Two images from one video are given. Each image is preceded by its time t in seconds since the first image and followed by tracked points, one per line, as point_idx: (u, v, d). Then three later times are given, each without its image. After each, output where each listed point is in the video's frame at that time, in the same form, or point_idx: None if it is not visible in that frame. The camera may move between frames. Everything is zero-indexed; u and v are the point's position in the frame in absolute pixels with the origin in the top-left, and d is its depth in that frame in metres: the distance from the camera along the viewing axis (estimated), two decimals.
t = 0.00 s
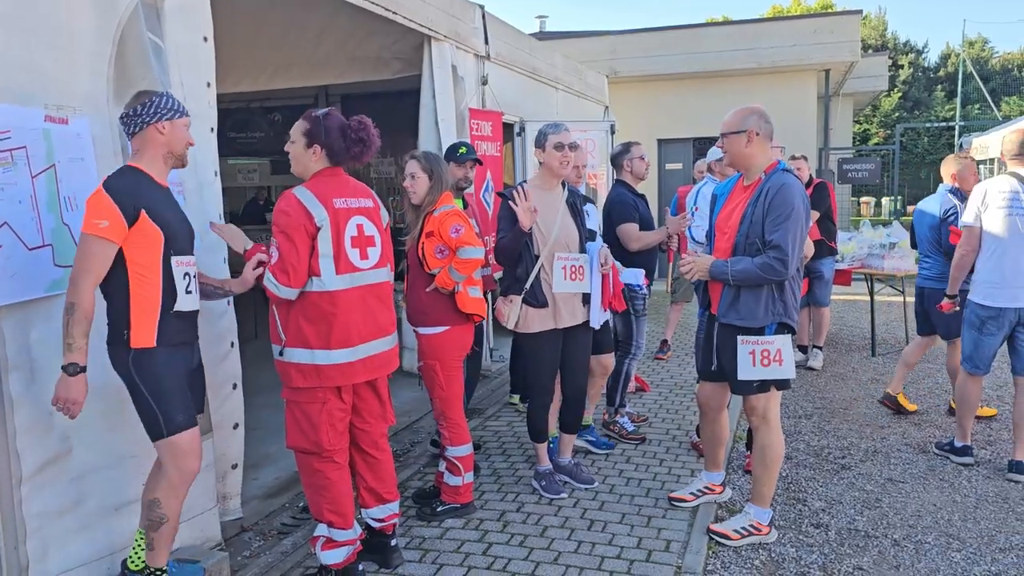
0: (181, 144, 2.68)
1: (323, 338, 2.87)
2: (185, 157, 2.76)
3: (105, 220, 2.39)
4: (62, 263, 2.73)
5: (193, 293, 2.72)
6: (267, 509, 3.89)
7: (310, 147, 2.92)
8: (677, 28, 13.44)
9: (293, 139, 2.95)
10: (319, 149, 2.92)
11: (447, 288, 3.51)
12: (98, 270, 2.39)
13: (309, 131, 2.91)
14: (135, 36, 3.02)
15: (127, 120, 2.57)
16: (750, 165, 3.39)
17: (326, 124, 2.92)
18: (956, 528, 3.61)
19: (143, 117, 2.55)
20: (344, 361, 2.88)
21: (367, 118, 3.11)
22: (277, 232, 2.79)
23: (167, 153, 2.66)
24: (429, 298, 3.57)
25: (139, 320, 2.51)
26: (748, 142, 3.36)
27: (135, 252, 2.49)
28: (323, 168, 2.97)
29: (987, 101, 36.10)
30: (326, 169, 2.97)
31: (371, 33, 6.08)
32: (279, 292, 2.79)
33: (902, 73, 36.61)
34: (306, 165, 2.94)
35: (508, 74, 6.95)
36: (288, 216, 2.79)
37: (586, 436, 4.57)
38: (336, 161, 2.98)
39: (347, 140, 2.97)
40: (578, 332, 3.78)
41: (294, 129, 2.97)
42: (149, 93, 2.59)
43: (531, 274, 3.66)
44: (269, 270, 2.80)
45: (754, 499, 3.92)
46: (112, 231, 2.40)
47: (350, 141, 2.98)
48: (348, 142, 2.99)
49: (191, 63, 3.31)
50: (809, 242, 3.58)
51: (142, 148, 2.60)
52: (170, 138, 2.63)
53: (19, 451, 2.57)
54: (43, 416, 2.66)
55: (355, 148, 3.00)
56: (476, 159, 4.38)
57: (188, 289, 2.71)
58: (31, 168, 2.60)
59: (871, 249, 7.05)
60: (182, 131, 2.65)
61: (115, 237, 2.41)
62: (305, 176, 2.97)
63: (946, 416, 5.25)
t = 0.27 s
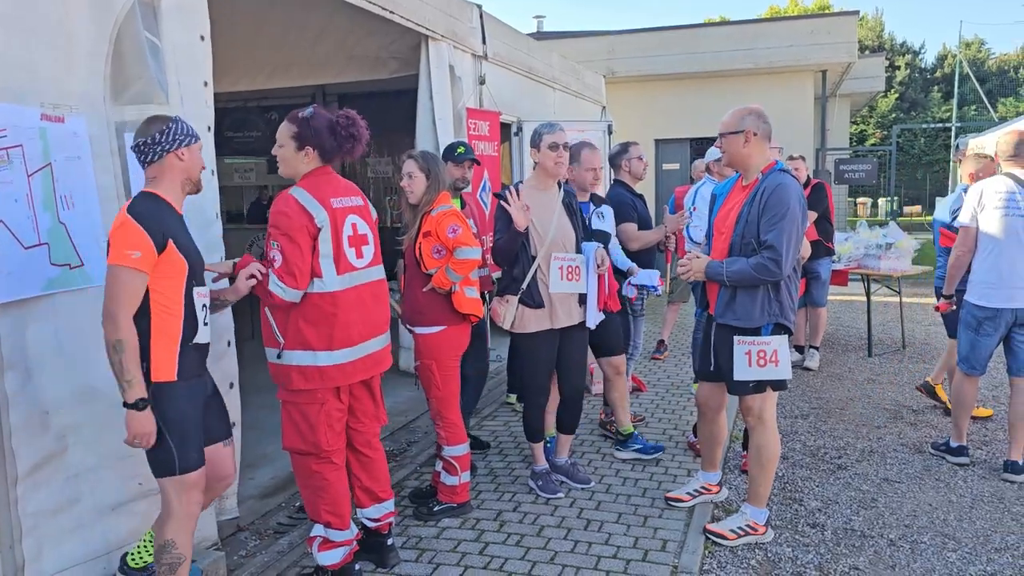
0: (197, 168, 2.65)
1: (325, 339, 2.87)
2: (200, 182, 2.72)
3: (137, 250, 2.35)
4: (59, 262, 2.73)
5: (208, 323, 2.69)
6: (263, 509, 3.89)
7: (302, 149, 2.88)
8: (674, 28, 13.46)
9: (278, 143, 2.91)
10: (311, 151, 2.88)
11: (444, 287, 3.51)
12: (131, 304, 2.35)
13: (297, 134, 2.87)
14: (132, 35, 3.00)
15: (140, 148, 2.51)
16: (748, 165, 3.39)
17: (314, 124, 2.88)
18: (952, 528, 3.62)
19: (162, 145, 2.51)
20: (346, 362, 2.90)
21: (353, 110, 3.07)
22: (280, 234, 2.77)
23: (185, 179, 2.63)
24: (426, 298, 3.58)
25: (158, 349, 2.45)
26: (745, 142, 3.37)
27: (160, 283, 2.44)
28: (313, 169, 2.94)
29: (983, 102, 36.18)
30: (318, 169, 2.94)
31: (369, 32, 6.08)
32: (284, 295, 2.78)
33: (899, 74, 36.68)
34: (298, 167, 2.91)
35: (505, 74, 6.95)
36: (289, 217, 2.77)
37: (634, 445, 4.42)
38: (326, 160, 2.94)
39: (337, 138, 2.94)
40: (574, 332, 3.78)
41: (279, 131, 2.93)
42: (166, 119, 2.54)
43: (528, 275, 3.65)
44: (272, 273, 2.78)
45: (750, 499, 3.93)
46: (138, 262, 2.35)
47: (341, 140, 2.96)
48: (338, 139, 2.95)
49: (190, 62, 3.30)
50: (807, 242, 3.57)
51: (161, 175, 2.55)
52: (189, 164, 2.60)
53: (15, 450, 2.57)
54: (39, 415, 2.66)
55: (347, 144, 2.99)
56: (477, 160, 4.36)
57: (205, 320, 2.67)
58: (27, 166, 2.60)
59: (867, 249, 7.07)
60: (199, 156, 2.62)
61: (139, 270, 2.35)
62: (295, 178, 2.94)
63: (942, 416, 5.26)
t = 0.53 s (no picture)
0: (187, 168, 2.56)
1: (333, 340, 2.88)
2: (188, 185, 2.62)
3: (172, 258, 2.34)
4: (57, 261, 2.72)
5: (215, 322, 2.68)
6: (261, 509, 3.89)
7: (302, 149, 2.87)
8: (673, 28, 13.46)
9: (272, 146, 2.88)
10: (310, 151, 2.88)
11: (441, 288, 3.51)
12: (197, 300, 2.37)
13: (296, 135, 2.85)
14: (129, 35, 3.01)
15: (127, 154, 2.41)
16: (746, 165, 3.40)
17: (312, 124, 2.87)
18: (949, 528, 3.62)
19: (149, 148, 2.41)
20: (352, 362, 2.94)
21: (345, 106, 3.05)
22: (292, 238, 2.73)
23: (175, 183, 2.53)
24: (423, 298, 3.58)
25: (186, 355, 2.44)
26: (744, 143, 3.37)
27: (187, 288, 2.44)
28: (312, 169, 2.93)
29: (981, 103, 36.22)
30: (314, 169, 2.93)
31: (368, 32, 6.08)
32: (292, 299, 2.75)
33: (897, 74, 36.71)
34: (295, 168, 2.89)
35: (504, 74, 6.95)
36: (302, 221, 2.75)
37: (634, 448, 4.42)
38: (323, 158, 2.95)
39: (334, 135, 2.95)
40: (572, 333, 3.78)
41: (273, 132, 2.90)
42: (151, 121, 2.44)
43: (525, 275, 3.65)
44: (282, 276, 2.74)
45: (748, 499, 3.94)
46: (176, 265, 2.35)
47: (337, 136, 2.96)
48: (335, 136, 2.96)
49: (190, 61, 3.29)
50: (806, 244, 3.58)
51: (149, 180, 2.46)
52: (178, 167, 2.51)
53: (12, 449, 2.57)
54: (36, 414, 2.65)
55: (344, 141, 2.99)
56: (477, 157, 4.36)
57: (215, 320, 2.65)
58: (24, 165, 2.60)
59: (865, 250, 7.08)
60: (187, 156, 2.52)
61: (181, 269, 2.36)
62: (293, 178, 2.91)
63: (940, 416, 5.27)
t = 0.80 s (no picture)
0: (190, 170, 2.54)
1: (337, 340, 2.88)
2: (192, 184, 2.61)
3: (199, 268, 2.36)
4: (55, 260, 2.72)
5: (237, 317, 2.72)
6: (260, 507, 3.89)
7: (293, 148, 2.84)
8: (672, 28, 13.46)
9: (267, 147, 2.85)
10: (302, 149, 2.86)
11: (440, 288, 3.51)
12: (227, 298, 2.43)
13: (286, 134, 2.82)
14: (127, 33, 3.00)
15: (127, 163, 2.40)
16: (745, 164, 3.40)
17: (301, 122, 2.84)
18: (947, 527, 3.63)
19: (149, 155, 2.39)
20: (354, 362, 2.94)
21: (338, 100, 3.01)
22: (295, 238, 2.71)
23: (179, 185, 2.52)
24: (422, 297, 3.58)
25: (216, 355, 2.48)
26: (743, 142, 3.37)
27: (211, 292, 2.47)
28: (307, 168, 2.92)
29: (980, 102, 36.24)
30: (309, 168, 2.92)
31: (367, 31, 6.08)
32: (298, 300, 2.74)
33: (896, 74, 36.71)
34: (291, 167, 2.88)
35: (503, 73, 6.95)
36: (306, 221, 2.74)
37: (633, 447, 4.43)
38: (317, 156, 2.93)
39: (326, 131, 2.91)
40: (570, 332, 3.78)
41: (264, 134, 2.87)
42: (147, 125, 2.41)
43: (521, 275, 3.65)
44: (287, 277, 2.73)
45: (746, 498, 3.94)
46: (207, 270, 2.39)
47: (330, 132, 2.93)
48: (325, 131, 2.93)
49: (188, 59, 3.28)
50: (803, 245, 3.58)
51: (155, 187, 2.44)
52: (179, 170, 2.48)
53: (10, 448, 2.56)
54: (34, 413, 2.65)
55: (337, 135, 2.97)
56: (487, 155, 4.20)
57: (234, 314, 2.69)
58: (22, 163, 2.60)
59: (864, 249, 7.08)
60: (188, 158, 2.50)
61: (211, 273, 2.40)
62: (291, 178, 2.91)
63: (938, 416, 5.27)
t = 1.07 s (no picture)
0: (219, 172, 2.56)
1: (329, 340, 2.87)
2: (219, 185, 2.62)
3: (216, 273, 2.36)
4: (49, 258, 2.71)
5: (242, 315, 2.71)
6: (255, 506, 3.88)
7: (285, 144, 2.83)
8: (669, 26, 13.44)
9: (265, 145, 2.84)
10: (294, 145, 2.84)
11: (436, 286, 3.50)
12: (235, 304, 2.42)
13: (279, 130, 2.82)
14: (121, 30, 2.99)
15: (161, 158, 2.40)
16: (743, 163, 3.40)
17: (293, 117, 2.83)
18: (942, 525, 3.63)
19: (185, 153, 2.40)
20: (347, 362, 2.93)
21: (331, 99, 2.98)
22: (286, 238, 2.72)
23: (208, 185, 2.53)
24: (417, 295, 3.57)
25: (220, 358, 2.47)
26: (741, 140, 3.37)
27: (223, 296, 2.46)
28: (303, 167, 2.91)
29: (975, 102, 36.31)
30: (305, 167, 2.91)
31: (363, 28, 6.06)
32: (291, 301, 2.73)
33: (891, 73, 36.76)
34: (286, 165, 2.86)
35: (499, 70, 6.93)
36: (297, 221, 2.74)
37: (628, 445, 4.42)
38: (311, 151, 2.90)
39: (320, 128, 2.90)
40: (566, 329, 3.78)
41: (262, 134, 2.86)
42: (185, 124, 2.43)
43: (517, 274, 3.63)
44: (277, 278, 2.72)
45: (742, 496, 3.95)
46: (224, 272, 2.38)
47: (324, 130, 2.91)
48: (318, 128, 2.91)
49: (183, 56, 3.27)
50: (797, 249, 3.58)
51: (185, 184, 2.44)
52: (212, 171, 2.50)
53: (4, 446, 2.56)
54: (29, 412, 2.64)
55: (330, 132, 2.92)
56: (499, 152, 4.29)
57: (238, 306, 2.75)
58: (16, 161, 2.59)
59: (859, 247, 7.08)
60: (220, 160, 2.51)
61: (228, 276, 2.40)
62: (285, 177, 2.90)
63: (933, 414, 5.28)
